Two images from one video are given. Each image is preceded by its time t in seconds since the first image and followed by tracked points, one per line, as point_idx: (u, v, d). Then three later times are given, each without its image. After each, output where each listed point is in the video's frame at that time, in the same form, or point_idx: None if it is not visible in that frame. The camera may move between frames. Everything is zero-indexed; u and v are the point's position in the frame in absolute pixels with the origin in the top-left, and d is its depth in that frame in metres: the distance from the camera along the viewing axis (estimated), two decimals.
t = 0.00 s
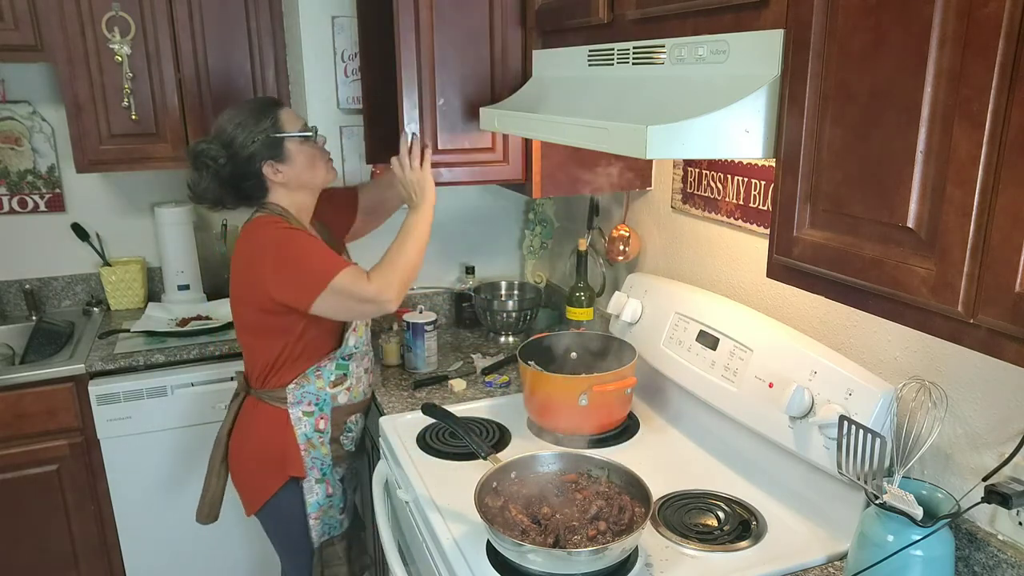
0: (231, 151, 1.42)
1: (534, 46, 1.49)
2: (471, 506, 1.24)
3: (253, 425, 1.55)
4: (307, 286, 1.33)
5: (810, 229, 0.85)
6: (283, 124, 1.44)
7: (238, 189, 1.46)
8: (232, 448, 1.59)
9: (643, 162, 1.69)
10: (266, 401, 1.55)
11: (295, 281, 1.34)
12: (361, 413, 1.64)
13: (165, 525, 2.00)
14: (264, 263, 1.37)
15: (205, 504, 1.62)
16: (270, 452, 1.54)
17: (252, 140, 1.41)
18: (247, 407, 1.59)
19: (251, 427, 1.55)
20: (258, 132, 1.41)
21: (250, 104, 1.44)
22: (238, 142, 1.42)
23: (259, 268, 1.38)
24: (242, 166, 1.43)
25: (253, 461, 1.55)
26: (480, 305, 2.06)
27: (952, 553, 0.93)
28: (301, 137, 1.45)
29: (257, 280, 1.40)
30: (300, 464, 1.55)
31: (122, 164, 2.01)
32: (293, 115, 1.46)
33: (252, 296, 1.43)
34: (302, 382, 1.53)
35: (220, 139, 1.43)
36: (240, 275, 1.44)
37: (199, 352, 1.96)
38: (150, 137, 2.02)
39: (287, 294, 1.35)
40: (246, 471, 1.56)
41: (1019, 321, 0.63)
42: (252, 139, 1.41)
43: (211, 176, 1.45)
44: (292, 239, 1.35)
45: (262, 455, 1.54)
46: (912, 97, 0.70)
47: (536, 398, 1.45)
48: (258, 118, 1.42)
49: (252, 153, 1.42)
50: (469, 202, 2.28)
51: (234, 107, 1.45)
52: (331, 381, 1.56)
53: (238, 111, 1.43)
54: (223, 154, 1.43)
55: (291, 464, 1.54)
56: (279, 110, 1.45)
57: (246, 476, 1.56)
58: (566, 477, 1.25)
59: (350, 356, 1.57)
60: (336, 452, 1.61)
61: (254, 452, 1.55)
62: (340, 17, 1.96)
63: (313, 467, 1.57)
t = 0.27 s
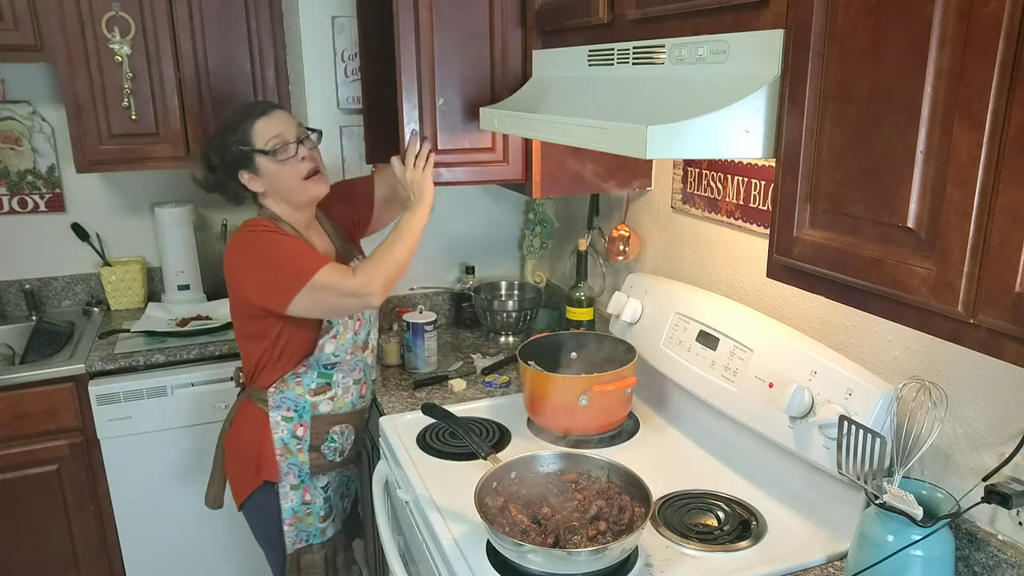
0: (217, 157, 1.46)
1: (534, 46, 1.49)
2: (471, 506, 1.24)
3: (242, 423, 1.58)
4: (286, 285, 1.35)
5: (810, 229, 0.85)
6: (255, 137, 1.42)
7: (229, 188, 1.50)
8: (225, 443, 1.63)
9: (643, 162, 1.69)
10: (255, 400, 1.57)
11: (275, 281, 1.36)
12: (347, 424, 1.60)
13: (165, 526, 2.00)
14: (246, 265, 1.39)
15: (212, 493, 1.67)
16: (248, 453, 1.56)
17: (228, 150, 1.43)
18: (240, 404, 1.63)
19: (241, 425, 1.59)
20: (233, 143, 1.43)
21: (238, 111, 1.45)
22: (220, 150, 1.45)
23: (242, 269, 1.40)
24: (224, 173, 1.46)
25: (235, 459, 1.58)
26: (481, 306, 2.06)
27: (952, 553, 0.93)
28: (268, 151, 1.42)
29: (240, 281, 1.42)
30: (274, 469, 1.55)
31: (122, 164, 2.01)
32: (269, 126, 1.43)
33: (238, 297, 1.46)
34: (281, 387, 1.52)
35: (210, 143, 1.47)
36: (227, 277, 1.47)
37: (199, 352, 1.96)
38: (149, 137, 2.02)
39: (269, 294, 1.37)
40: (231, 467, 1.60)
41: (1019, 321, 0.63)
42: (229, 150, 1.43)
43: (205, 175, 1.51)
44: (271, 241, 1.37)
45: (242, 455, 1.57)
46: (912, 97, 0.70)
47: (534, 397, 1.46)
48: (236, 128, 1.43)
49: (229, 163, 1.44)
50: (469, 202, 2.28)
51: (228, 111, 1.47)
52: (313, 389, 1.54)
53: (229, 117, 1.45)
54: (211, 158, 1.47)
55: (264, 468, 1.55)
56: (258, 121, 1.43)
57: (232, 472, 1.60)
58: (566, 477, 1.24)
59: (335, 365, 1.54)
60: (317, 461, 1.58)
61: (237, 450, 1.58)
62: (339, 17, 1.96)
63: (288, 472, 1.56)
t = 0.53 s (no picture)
0: (216, 149, 1.46)
1: (534, 46, 1.49)
2: (471, 506, 1.24)
3: (237, 425, 1.61)
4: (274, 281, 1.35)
5: (810, 229, 0.85)
6: (252, 145, 1.42)
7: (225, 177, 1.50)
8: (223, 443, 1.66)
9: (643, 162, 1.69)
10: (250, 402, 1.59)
11: (262, 278, 1.36)
12: (339, 429, 1.59)
13: (165, 526, 2.00)
14: (236, 264, 1.40)
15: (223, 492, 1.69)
16: (239, 455, 1.58)
17: (225, 149, 1.43)
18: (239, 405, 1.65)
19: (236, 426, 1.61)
20: (232, 145, 1.42)
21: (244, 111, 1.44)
22: (219, 146, 1.45)
23: (233, 269, 1.41)
24: (219, 166, 1.47)
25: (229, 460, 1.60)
26: (481, 306, 2.06)
27: (952, 553, 0.92)
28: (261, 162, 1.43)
29: (231, 281, 1.42)
30: (262, 473, 1.56)
31: (122, 164, 2.01)
32: (268, 136, 1.43)
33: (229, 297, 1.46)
34: (270, 390, 1.53)
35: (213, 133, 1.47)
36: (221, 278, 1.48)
37: (199, 352, 1.96)
38: (149, 137, 2.02)
39: (257, 291, 1.37)
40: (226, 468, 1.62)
41: (1019, 321, 0.62)
42: (226, 150, 1.43)
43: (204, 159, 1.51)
44: (260, 239, 1.38)
45: (235, 456, 1.59)
46: (912, 97, 0.70)
47: (532, 395, 1.46)
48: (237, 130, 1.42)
49: (224, 160, 1.45)
50: (470, 202, 2.28)
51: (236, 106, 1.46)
52: (302, 393, 1.54)
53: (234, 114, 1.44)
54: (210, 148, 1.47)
55: (253, 470, 1.57)
56: (259, 129, 1.42)
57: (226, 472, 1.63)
58: (566, 477, 1.24)
59: (324, 370, 1.53)
60: (307, 467, 1.58)
61: (231, 452, 1.60)
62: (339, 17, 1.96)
63: (277, 477, 1.57)
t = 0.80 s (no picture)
0: (214, 147, 1.44)
1: (534, 46, 1.49)
2: (471, 506, 1.24)
3: (239, 430, 1.60)
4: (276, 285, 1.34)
5: (810, 229, 0.85)
6: (256, 149, 1.41)
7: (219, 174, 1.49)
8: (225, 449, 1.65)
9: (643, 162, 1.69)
10: (251, 406, 1.59)
11: (264, 282, 1.35)
12: (344, 431, 1.59)
13: (165, 526, 2.00)
14: (236, 269, 1.39)
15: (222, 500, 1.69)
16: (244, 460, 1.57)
17: (226, 149, 1.42)
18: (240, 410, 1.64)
19: (238, 432, 1.61)
20: (233, 146, 1.41)
21: (246, 112, 1.42)
22: (218, 145, 1.43)
23: (232, 273, 1.40)
24: (216, 164, 1.46)
25: (232, 466, 1.60)
26: (481, 306, 2.06)
27: (952, 552, 0.92)
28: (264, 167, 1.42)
29: (230, 286, 1.42)
30: (267, 477, 1.56)
31: (122, 164, 2.01)
32: (272, 141, 1.42)
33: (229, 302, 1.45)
34: (274, 393, 1.53)
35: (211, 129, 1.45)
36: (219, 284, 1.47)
37: (199, 352, 1.96)
38: (149, 137, 2.02)
39: (259, 295, 1.37)
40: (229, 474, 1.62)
41: (1019, 321, 0.62)
42: (226, 150, 1.42)
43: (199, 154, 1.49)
44: (259, 242, 1.38)
45: (239, 461, 1.59)
46: (912, 97, 0.70)
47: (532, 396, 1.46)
48: (239, 131, 1.41)
49: (224, 160, 1.44)
50: (469, 202, 2.28)
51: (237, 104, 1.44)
52: (306, 396, 1.54)
53: (235, 113, 1.42)
54: (207, 144, 1.45)
55: (259, 475, 1.56)
56: (263, 132, 1.42)
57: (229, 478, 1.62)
58: (565, 477, 1.24)
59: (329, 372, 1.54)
60: (313, 470, 1.58)
61: (235, 457, 1.60)
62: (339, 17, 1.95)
63: (282, 481, 1.56)
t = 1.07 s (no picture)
0: (214, 144, 1.44)
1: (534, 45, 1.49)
2: (471, 506, 1.24)
3: (240, 433, 1.58)
4: (288, 286, 1.34)
5: (810, 229, 0.85)
6: (258, 149, 1.41)
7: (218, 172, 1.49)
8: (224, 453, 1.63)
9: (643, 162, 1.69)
10: (253, 410, 1.57)
11: (274, 283, 1.35)
12: (349, 429, 1.60)
13: (165, 526, 2.00)
14: (243, 271, 1.38)
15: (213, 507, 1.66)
16: (249, 463, 1.56)
17: (226, 148, 1.42)
18: (239, 414, 1.63)
19: (239, 436, 1.59)
20: (234, 144, 1.41)
21: (247, 110, 1.42)
22: (219, 143, 1.43)
23: (238, 276, 1.39)
24: (216, 162, 1.45)
25: (234, 470, 1.58)
26: (481, 306, 2.07)
27: (952, 552, 0.92)
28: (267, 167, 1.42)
29: (237, 288, 1.40)
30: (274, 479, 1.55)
31: (122, 164, 2.01)
32: (273, 142, 1.42)
33: (234, 305, 1.44)
34: (279, 394, 1.53)
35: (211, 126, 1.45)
36: (223, 287, 1.45)
37: (199, 352, 1.96)
38: (149, 137, 2.02)
39: (269, 297, 1.36)
40: (231, 479, 1.59)
41: (1019, 320, 0.62)
42: (227, 149, 1.42)
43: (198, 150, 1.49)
44: (267, 244, 1.36)
45: (243, 465, 1.57)
46: (912, 97, 0.70)
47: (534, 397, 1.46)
48: (240, 130, 1.41)
49: (224, 159, 1.43)
50: (469, 202, 2.28)
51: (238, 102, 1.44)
52: (312, 395, 1.55)
53: (236, 111, 1.42)
54: (207, 141, 1.45)
55: (265, 477, 1.55)
56: (264, 132, 1.42)
57: (231, 482, 1.60)
58: (566, 477, 1.24)
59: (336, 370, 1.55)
60: (319, 469, 1.59)
61: (236, 461, 1.58)
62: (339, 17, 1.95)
63: (290, 482, 1.57)
